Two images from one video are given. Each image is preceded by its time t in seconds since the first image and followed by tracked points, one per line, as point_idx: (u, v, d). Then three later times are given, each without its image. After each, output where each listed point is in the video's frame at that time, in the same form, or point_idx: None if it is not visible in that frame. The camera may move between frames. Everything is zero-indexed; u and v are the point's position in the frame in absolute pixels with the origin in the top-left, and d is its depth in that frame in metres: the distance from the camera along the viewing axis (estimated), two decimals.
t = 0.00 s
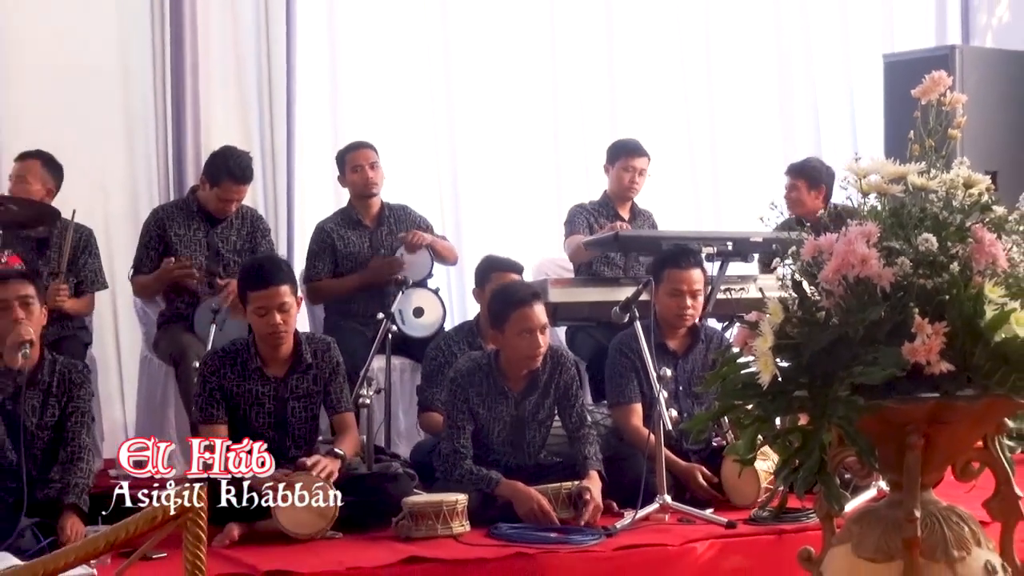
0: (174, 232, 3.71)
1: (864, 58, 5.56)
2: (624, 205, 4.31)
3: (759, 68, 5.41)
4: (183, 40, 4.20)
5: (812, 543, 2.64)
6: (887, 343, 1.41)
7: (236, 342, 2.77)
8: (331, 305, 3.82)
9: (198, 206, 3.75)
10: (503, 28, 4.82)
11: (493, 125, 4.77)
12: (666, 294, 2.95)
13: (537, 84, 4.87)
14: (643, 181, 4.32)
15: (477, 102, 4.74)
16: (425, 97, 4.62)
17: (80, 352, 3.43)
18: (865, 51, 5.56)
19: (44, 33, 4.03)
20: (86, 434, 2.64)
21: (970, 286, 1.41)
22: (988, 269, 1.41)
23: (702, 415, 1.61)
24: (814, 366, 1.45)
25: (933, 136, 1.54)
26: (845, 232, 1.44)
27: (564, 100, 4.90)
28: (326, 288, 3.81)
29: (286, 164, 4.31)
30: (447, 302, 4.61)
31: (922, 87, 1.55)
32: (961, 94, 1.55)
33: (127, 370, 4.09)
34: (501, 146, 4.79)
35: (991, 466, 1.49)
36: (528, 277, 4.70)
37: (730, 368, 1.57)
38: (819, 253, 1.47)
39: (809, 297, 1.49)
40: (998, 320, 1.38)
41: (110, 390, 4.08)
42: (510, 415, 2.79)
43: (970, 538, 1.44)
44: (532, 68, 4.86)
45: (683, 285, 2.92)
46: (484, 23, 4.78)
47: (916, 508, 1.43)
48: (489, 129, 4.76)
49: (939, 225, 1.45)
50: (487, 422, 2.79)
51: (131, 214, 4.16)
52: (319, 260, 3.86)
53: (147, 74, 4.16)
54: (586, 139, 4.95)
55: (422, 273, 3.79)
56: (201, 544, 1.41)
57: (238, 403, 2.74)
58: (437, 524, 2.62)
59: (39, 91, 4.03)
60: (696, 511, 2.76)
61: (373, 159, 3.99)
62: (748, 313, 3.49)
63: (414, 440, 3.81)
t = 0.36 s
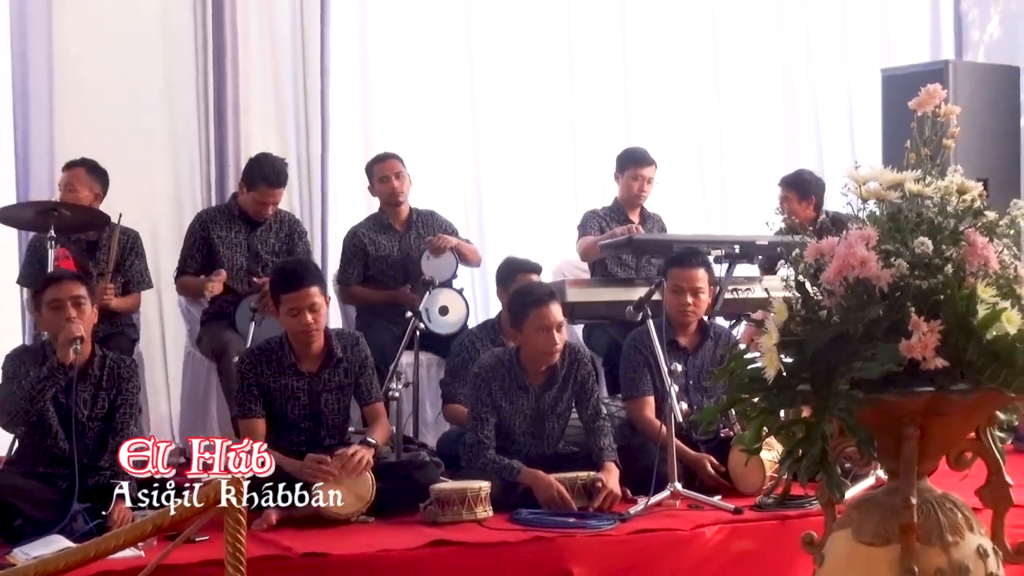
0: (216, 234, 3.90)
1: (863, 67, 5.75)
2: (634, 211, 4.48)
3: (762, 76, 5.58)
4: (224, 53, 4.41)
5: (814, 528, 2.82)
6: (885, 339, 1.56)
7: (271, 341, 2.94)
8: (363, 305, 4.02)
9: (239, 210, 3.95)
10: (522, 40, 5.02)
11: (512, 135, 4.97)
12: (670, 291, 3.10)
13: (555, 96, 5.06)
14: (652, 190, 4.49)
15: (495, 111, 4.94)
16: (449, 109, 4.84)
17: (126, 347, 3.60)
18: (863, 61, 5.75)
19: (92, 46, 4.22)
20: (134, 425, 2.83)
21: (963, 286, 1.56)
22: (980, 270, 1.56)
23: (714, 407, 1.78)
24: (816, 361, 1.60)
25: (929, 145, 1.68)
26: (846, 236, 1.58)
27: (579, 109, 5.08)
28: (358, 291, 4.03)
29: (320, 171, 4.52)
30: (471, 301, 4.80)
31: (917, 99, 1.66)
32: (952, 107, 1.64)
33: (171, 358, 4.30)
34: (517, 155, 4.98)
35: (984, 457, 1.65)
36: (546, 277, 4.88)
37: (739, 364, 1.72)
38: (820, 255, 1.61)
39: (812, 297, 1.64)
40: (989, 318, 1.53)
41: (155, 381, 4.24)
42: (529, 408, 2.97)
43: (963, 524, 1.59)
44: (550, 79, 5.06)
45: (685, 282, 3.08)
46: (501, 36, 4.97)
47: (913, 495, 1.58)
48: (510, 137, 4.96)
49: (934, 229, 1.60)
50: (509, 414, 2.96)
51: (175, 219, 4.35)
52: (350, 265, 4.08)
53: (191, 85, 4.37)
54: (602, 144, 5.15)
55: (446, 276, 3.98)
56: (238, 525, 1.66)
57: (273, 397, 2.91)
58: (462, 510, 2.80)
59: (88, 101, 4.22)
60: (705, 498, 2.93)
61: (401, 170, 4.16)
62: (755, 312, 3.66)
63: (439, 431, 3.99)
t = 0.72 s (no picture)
0: (256, 238, 4.11)
1: (861, 81, 6.00)
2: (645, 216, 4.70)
3: (766, 81, 5.80)
4: (261, 67, 4.66)
5: (816, 514, 3.00)
6: (883, 337, 1.75)
7: (306, 338, 3.15)
8: (393, 300, 4.25)
9: (276, 216, 4.17)
10: (537, 54, 5.25)
11: (536, 136, 5.22)
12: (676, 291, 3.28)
13: (573, 104, 5.30)
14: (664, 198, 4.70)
15: (511, 120, 5.16)
16: (472, 116, 5.08)
17: (169, 343, 3.82)
18: (861, 74, 6.00)
19: (140, 58, 4.44)
20: (178, 416, 3.02)
21: (956, 286, 1.74)
22: (972, 271, 1.73)
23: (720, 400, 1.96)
24: (817, 357, 1.79)
25: (924, 154, 1.85)
26: (846, 240, 1.76)
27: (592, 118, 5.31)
28: (388, 282, 4.24)
29: (352, 175, 4.76)
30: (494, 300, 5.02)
31: (913, 111, 1.83)
32: (946, 117, 1.82)
33: (212, 354, 4.47)
34: (538, 156, 5.22)
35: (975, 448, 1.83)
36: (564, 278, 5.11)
37: (743, 359, 1.90)
38: (821, 257, 1.80)
39: (813, 297, 1.82)
40: (981, 317, 1.71)
41: (198, 376, 4.43)
42: (547, 400, 3.16)
43: (955, 511, 1.77)
44: (567, 91, 5.29)
45: (690, 282, 3.27)
46: (516, 50, 5.20)
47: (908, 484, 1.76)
48: (531, 140, 5.21)
49: (928, 233, 1.77)
50: (528, 405, 3.15)
51: (217, 226, 4.57)
52: (380, 258, 4.33)
53: (233, 97, 4.59)
54: (616, 151, 5.39)
55: (471, 276, 4.21)
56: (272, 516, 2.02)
57: (308, 389, 3.11)
58: (484, 496, 2.98)
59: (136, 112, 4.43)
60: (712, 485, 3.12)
61: (437, 184, 4.34)
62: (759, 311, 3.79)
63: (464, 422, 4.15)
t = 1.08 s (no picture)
0: (292, 241, 4.50)
1: (862, 92, 6.46)
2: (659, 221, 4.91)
3: (775, 104, 6.27)
4: (298, 86, 5.14)
5: (818, 502, 3.17)
6: (883, 334, 1.92)
7: (340, 336, 3.38)
8: (422, 300, 4.55)
9: (312, 221, 4.54)
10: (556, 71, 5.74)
11: (553, 145, 5.72)
12: (688, 292, 3.43)
13: (586, 119, 5.77)
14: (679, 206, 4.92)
15: (530, 135, 5.64)
16: (494, 131, 5.55)
17: (212, 339, 4.14)
18: (862, 88, 6.45)
19: (183, 81, 4.94)
20: (220, 408, 3.22)
21: (952, 286, 1.91)
22: (967, 272, 1.90)
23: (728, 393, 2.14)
24: (821, 353, 1.97)
25: (921, 162, 2.04)
26: (848, 243, 1.93)
27: (607, 131, 5.79)
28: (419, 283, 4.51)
29: (383, 187, 5.26)
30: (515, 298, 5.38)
31: (912, 120, 2.03)
32: (941, 126, 2.00)
33: (251, 351, 4.93)
34: (555, 163, 5.72)
35: (969, 438, 2.02)
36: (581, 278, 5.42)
37: (750, 355, 2.11)
38: (825, 259, 1.97)
39: (817, 297, 2.01)
40: (975, 315, 1.88)
41: (237, 372, 4.90)
42: (566, 394, 3.37)
43: (951, 499, 1.95)
44: (583, 104, 5.78)
45: (699, 284, 3.43)
46: (533, 70, 5.68)
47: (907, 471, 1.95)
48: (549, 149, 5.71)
49: (926, 236, 1.95)
50: (548, 399, 3.36)
51: (256, 231, 5.08)
52: (415, 259, 4.60)
53: (271, 112, 5.10)
54: (626, 160, 5.86)
55: (496, 275, 4.42)
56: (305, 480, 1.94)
57: (343, 383, 3.34)
58: (506, 483, 3.17)
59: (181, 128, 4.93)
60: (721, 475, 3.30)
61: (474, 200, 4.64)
62: (765, 310, 3.96)
63: (487, 413, 4.44)
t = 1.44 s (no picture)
0: (327, 244, 4.73)
1: (862, 102, 6.68)
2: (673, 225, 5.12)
3: (778, 114, 6.51)
4: (333, 99, 5.47)
5: (822, 490, 3.37)
6: (884, 331, 2.11)
7: (374, 332, 3.60)
8: (450, 300, 4.77)
9: (347, 224, 4.78)
10: (571, 85, 6.04)
11: (572, 149, 6.04)
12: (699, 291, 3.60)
13: (605, 127, 6.10)
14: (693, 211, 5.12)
15: (548, 143, 5.93)
16: (515, 140, 5.90)
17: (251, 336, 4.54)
18: (863, 98, 6.68)
19: (228, 100, 5.29)
20: (262, 403, 3.43)
21: (949, 287, 2.09)
22: (963, 274, 2.08)
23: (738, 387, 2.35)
24: (826, 349, 2.16)
25: (920, 169, 2.21)
26: (852, 246, 2.10)
27: (624, 141, 6.09)
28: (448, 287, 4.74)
29: (412, 195, 5.59)
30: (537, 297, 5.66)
31: (911, 131, 2.17)
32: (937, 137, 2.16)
33: (291, 348, 5.29)
34: (574, 168, 6.04)
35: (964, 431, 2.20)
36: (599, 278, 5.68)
37: (758, 351, 2.28)
38: (829, 261, 2.15)
39: (821, 296, 2.19)
40: (971, 314, 2.07)
41: (278, 367, 5.24)
42: (584, 387, 3.58)
43: (947, 487, 2.15)
44: (601, 115, 6.10)
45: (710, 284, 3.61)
46: (555, 78, 6.01)
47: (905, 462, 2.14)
48: (569, 154, 6.03)
49: (924, 240, 2.13)
50: (568, 393, 3.57)
51: (294, 233, 5.43)
52: (442, 261, 4.84)
53: (308, 125, 5.43)
54: (642, 164, 6.16)
55: (519, 277, 4.63)
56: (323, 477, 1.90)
57: (376, 377, 3.56)
58: (529, 472, 3.38)
59: (224, 143, 5.27)
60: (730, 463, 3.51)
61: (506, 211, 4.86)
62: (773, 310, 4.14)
63: (510, 406, 4.68)
